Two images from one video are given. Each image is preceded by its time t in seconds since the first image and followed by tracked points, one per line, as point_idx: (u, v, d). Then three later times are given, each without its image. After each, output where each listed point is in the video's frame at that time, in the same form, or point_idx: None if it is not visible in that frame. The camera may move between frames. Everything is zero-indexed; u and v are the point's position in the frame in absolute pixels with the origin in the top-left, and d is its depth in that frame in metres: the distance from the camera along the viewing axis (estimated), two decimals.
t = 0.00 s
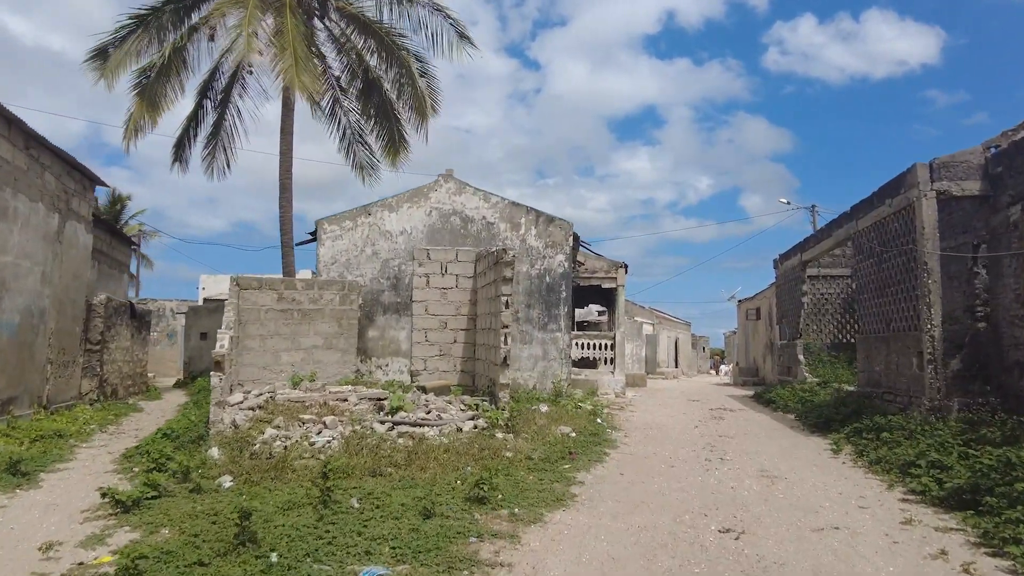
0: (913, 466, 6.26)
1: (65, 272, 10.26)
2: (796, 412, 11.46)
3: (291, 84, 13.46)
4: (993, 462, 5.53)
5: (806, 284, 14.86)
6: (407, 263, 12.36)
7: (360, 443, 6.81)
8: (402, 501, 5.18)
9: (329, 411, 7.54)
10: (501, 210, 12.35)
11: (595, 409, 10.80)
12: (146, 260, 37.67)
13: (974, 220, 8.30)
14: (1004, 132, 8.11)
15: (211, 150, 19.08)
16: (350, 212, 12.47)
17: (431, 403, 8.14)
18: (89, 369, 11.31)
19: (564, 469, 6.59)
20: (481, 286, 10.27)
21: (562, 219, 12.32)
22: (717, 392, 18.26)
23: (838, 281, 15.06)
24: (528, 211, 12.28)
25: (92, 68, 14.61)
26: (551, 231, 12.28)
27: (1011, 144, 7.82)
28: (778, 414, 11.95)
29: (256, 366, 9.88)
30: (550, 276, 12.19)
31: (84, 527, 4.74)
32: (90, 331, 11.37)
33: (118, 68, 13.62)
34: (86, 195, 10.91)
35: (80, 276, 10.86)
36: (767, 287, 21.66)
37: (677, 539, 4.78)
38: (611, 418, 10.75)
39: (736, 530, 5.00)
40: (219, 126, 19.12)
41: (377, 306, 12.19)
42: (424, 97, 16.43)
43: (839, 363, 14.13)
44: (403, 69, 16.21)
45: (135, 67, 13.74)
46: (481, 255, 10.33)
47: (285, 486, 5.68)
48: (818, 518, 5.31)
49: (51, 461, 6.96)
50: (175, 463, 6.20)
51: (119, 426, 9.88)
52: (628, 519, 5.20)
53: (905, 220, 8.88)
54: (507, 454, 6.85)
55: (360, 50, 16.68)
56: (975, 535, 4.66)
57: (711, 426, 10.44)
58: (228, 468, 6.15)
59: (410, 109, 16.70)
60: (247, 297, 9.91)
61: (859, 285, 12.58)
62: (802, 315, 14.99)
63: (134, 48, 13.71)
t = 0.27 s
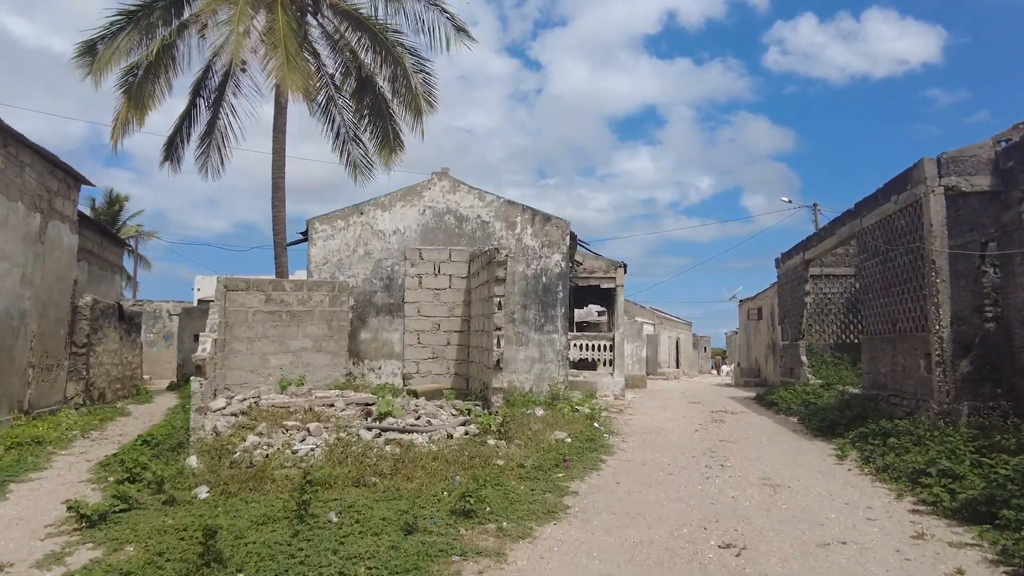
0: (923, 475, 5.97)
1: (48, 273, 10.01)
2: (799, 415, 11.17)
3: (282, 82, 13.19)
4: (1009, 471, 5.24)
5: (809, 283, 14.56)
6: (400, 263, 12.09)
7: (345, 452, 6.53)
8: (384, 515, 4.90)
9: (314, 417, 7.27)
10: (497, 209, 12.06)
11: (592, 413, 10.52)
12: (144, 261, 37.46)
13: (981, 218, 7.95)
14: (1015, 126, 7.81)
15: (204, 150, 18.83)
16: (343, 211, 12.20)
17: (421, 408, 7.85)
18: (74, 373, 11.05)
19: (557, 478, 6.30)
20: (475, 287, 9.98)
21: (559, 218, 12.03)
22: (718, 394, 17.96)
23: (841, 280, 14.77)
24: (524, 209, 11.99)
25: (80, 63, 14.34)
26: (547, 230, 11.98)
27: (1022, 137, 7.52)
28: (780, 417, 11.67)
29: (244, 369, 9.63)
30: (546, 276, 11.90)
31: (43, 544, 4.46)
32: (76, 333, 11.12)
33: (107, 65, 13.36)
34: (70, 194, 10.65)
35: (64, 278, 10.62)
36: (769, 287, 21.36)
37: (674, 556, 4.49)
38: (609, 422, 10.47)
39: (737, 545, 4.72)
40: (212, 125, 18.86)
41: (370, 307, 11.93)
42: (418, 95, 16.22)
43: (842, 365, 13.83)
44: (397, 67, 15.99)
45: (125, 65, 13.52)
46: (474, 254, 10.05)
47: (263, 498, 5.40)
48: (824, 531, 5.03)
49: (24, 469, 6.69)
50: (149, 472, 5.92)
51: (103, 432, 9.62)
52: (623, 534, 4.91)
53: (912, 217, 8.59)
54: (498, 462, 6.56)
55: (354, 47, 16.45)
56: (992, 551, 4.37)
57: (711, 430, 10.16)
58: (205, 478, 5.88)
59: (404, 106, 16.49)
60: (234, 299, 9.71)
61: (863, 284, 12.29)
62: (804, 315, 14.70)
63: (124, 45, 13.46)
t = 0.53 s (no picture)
0: (943, 479, 5.66)
1: (37, 269, 9.80)
2: (807, 416, 10.86)
3: (278, 77, 12.93)
4: None
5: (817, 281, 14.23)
6: (398, 260, 11.82)
7: (335, 455, 6.26)
8: (371, 522, 4.63)
9: (304, 418, 7.00)
10: (497, 204, 11.78)
11: (594, 414, 10.22)
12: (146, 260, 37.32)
13: (998, 211, 7.62)
14: None
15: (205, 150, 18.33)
16: (340, 207, 11.95)
17: (416, 409, 7.57)
18: (65, 372, 10.82)
19: (556, 482, 6.02)
20: (474, 283, 9.70)
21: (560, 214, 11.74)
22: (724, 394, 17.64)
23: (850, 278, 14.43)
24: (525, 205, 11.70)
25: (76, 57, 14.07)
26: (549, 226, 11.69)
27: None
28: (787, 418, 11.36)
29: (237, 368, 9.40)
30: (548, 273, 11.60)
31: (8, 553, 4.20)
32: (67, 331, 10.88)
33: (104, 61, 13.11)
34: (60, 189, 10.44)
35: (54, 274, 10.40)
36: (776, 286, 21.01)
37: (679, 567, 4.21)
38: (612, 423, 10.18)
39: (746, 555, 4.43)
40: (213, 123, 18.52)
41: (367, 305, 11.66)
42: (418, 90, 15.98)
43: (851, 364, 13.50)
44: (397, 61, 15.76)
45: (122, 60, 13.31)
46: (474, 249, 9.78)
47: (245, 503, 5.13)
48: (838, 540, 4.73)
49: (3, 471, 6.45)
50: (129, 476, 5.67)
51: (92, 432, 9.37)
52: (624, 542, 4.63)
53: (925, 211, 8.27)
54: (495, 466, 6.27)
55: (353, 42, 16.23)
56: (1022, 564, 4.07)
57: (717, 431, 9.86)
58: (186, 481, 5.63)
59: (404, 101, 16.25)
60: (227, 296, 9.46)
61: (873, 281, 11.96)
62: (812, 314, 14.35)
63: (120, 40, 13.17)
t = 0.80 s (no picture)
0: (965, 492, 5.33)
1: (25, 269, 9.61)
2: (817, 420, 10.52)
3: (275, 75, 12.65)
4: None
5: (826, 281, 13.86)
6: (397, 260, 11.54)
7: (323, 463, 5.99)
8: (354, 537, 4.35)
9: (292, 424, 6.73)
10: (497, 202, 11.48)
11: (597, 418, 9.92)
12: (150, 260, 37.20)
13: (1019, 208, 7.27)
14: None
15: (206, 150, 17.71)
16: (337, 205, 11.68)
17: (411, 414, 7.29)
18: (57, 373, 10.59)
19: (554, 493, 5.73)
20: (473, 283, 9.41)
21: (563, 212, 11.43)
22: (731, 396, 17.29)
23: (860, 278, 14.06)
24: (526, 203, 11.40)
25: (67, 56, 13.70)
26: (551, 225, 11.39)
27: None
28: (796, 422, 11.03)
29: (229, 371, 9.16)
30: (550, 272, 11.30)
31: None
32: (58, 332, 10.66)
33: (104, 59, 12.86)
34: (50, 187, 10.23)
35: (44, 274, 10.20)
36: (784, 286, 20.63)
37: None
38: (615, 427, 9.87)
39: None
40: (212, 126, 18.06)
41: (365, 306, 11.40)
42: (419, 87, 15.73)
43: (862, 367, 13.13)
44: (397, 57, 15.51)
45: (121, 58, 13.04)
46: (473, 248, 9.48)
47: (224, 516, 4.86)
48: (853, 558, 4.42)
49: None
50: (106, 485, 5.41)
51: (81, 435, 9.14)
52: (625, 561, 4.33)
53: (942, 208, 7.93)
54: (490, 475, 5.98)
55: (353, 38, 15.99)
56: None
57: (724, 436, 9.54)
58: (165, 491, 5.37)
59: (405, 98, 15.97)
60: (218, 297, 9.24)
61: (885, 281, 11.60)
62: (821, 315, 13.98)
63: (119, 36, 12.98)
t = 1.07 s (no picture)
0: (977, 496, 5.07)
1: (10, 266, 9.43)
2: (820, 420, 10.26)
3: (267, 70, 12.43)
4: None
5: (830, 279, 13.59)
6: (391, 257, 11.31)
7: (306, 467, 5.75)
8: (330, 545, 4.12)
9: (276, 425, 6.50)
10: (494, 198, 11.24)
11: (595, 418, 9.67)
12: (151, 261, 37.08)
13: None
14: None
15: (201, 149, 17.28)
16: (330, 201, 11.46)
17: (400, 414, 7.04)
18: (44, 373, 10.39)
19: (547, 497, 5.48)
20: (467, 280, 9.17)
21: (561, 208, 11.18)
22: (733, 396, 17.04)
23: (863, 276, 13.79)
24: (523, 199, 11.16)
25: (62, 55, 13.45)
26: (548, 221, 11.15)
27: None
28: (799, 422, 10.77)
29: (217, 370, 8.94)
30: (547, 270, 11.05)
31: None
32: (46, 331, 10.45)
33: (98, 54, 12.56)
34: (36, 182, 10.05)
35: (30, 271, 10.02)
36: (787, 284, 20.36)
37: None
38: (614, 428, 9.63)
39: None
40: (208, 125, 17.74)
41: (359, 304, 11.17)
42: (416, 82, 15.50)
43: (867, 366, 12.85)
44: (394, 51, 15.29)
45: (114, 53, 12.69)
46: (467, 244, 9.23)
47: (197, 522, 4.64)
48: (860, 566, 4.18)
49: None
50: (77, 489, 5.20)
51: (66, 436, 8.92)
52: (618, 570, 4.08)
53: (949, 201, 7.67)
54: (480, 477, 5.74)
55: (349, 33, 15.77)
56: None
57: (725, 437, 9.29)
58: (139, 494, 5.13)
59: (401, 93, 15.73)
60: (206, 294, 9.03)
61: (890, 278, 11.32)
62: (825, 313, 13.71)
63: (112, 31, 12.72)
